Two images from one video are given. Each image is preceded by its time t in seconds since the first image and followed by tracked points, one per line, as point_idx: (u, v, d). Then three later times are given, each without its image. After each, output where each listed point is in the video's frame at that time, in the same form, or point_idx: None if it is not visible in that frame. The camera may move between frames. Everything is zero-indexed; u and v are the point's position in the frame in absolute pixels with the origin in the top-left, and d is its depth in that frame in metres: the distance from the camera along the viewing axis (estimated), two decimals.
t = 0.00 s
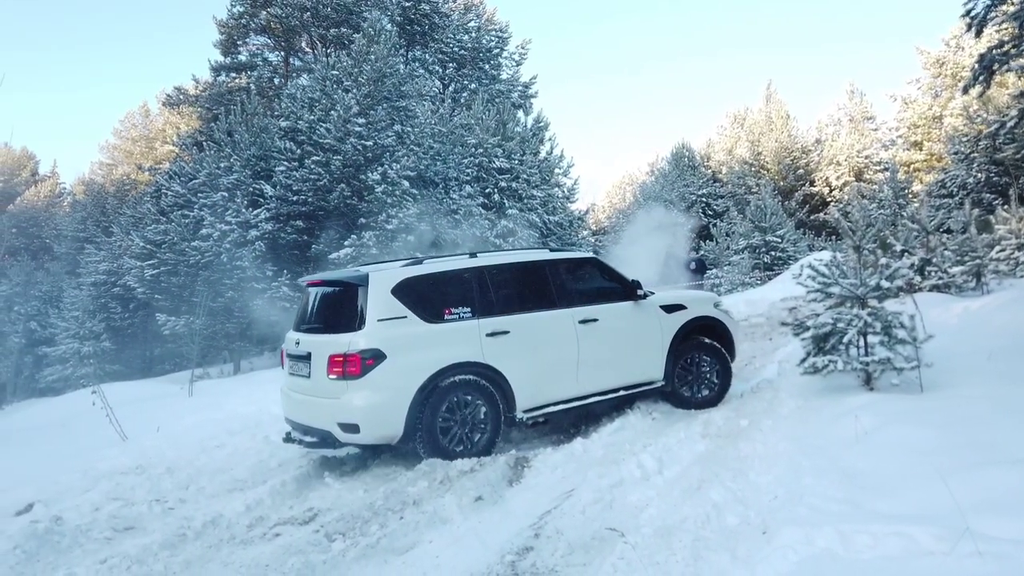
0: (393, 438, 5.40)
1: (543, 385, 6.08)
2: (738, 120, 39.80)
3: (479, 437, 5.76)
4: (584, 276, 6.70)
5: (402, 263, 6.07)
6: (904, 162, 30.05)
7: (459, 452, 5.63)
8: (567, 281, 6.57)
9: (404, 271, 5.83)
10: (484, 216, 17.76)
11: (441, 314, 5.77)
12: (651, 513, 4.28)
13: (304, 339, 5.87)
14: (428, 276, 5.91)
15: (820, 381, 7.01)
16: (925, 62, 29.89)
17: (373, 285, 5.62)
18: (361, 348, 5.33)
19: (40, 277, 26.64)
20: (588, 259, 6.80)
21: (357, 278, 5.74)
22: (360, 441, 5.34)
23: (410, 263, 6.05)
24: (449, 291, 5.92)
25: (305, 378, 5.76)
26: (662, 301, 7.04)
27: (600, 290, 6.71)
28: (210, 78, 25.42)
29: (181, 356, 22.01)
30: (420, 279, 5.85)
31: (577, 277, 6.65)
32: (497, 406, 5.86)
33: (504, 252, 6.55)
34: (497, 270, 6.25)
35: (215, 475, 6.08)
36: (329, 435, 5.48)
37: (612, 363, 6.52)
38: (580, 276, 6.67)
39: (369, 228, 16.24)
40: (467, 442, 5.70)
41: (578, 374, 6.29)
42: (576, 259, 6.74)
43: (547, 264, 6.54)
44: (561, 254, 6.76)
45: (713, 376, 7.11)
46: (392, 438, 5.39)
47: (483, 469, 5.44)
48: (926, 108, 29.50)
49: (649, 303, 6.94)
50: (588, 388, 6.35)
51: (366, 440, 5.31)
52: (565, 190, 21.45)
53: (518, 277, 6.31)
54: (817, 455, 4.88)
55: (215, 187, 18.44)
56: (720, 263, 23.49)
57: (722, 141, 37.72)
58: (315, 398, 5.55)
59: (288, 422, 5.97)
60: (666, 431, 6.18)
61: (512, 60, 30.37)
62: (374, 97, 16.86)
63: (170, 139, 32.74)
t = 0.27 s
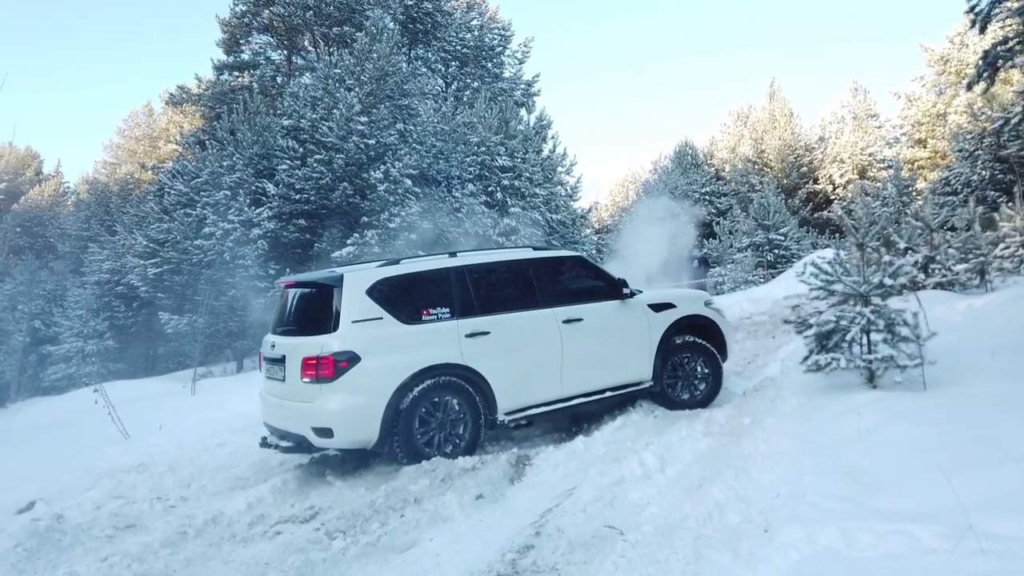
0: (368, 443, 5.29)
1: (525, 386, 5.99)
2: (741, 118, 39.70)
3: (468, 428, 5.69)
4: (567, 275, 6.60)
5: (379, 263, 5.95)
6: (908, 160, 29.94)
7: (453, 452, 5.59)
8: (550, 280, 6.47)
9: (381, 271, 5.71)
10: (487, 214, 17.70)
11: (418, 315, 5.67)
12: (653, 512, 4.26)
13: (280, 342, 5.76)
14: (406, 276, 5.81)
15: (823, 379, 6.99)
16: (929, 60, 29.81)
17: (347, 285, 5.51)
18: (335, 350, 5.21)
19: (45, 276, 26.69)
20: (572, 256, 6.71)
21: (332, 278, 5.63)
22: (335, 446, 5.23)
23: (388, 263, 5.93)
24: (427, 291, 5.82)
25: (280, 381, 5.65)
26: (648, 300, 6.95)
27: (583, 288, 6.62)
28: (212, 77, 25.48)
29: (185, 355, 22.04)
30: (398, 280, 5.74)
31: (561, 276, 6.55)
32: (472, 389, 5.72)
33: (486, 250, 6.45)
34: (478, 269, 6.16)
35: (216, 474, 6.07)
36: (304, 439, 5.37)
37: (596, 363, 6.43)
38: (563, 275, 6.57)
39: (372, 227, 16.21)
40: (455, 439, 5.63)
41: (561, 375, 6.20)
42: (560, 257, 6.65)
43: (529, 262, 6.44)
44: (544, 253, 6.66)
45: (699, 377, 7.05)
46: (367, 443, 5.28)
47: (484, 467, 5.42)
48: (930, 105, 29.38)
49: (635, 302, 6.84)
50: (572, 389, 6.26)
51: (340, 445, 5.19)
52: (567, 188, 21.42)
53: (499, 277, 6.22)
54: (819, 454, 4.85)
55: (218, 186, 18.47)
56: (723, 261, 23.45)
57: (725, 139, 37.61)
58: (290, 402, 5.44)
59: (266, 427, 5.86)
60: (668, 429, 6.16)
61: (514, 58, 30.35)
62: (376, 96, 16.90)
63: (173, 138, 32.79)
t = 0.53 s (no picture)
0: (342, 446, 5.19)
1: (505, 386, 5.89)
2: (743, 114, 39.62)
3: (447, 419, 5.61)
4: (547, 273, 6.51)
5: (352, 263, 5.86)
6: (910, 156, 29.87)
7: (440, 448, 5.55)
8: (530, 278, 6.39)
9: (354, 271, 5.61)
10: (489, 210, 17.66)
11: (393, 314, 5.57)
12: (654, 508, 4.25)
13: (251, 343, 5.65)
14: (381, 275, 5.71)
15: (824, 374, 6.97)
16: (931, 55, 29.75)
17: (318, 286, 5.41)
18: (305, 353, 5.12)
19: (47, 273, 26.70)
20: (552, 254, 6.61)
21: (303, 279, 5.52)
22: (307, 450, 5.14)
23: (361, 262, 5.84)
24: (403, 290, 5.73)
25: (252, 384, 5.56)
26: (630, 297, 6.86)
27: (564, 286, 6.53)
28: (214, 74, 25.48)
29: (186, 351, 22.06)
30: (371, 279, 5.64)
31: (540, 274, 6.46)
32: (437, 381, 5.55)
33: (464, 248, 6.35)
34: (455, 267, 6.06)
35: (217, 470, 6.07)
36: (276, 443, 5.28)
37: (578, 362, 6.34)
38: (543, 273, 6.48)
39: (373, 224, 16.18)
40: (436, 430, 5.57)
41: (542, 375, 6.11)
42: (540, 254, 6.56)
43: (507, 260, 6.35)
44: (523, 250, 6.57)
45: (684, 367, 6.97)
46: (340, 446, 5.18)
47: (484, 463, 5.41)
48: (932, 100, 29.31)
49: (617, 299, 6.76)
50: (554, 389, 6.17)
51: (312, 449, 5.10)
52: (569, 185, 21.39)
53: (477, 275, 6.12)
54: (821, 450, 4.84)
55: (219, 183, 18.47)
56: (724, 257, 23.40)
57: (727, 135, 37.53)
58: (262, 405, 5.35)
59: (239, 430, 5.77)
60: (669, 424, 6.16)
61: (516, 54, 30.29)
62: (377, 92, 16.93)
63: (174, 135, 32.78)
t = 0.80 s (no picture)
0: (308, 454, 5.10)
1: (480, 392, 5.75)
2: (745, 113, 39.60)
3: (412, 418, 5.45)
4: (526, 275, 6.36)
5: (323, 266, 5.76)
6: (912, 155, 29.84)
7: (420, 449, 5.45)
8: (509, 281, 6.24)
9: (324, 274, 5.51)
10: (490, 210, 17.64)
11: (363, 319, 5.45)
12: (656, 508, 4.26)
13: (218, 347, 5.55)
14: (352, 279, 5.60)
15: (827, 375, 6.96)
16: (933, 54, 29.74)
17: (285, 290, 5.31)
18: (270, 358, 5.02)
19: (49, 273, 26.71)
20: (533, 256, 6.47)
21: (271, 282, 5.42)
22: (273, 457, 5.05)
23: (331, 265, 5.74)
24: (374, 293, 5.60)
25: (218, 390, 5.46)
26: (614, 300, 6.69)
27: (544, 288, 6.38)
28: (215, 74, 25.49)
29: (188, 351, 22.06)
30: (340, 283, 5.53)
31: (519, 276, 6.31)
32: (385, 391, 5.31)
33: (443, 251, 6.22)
34: (430, 271, 5.93)
35: (218, 470, 6.07)
36: (242, 449, 5.19)
37: (557, 368, 6.18)
38: (522, 275, 6.33)
39: (374, 223, 16.17)
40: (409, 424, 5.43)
41: (520, 380, 5.96)
42: (520, 256, 6.41)
43: (485, 262, 6.22)
44: (502, 253, 6.44)
45: (664, 365, 6.84)
46: (307, 454, 5.08)
47: (486, 463, 5.42)
48: (934, 100, 29.27)
49: (600, 302, 6.60)
50: (532, 394, 6.01)
51: (277, 456, 5.02)
52: (570, 184, 21.38)
53: (453, 278, 5.99)
54: (824, 450, 4.83)
55: (221, 182, 18.50)
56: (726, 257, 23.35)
57: (729, 134, 37.51)
58: (228, 410, 5.25)
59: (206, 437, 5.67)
60: (671, 425, 6.16)
61: (517, 54, 30.27)
62: (378, 92, 16.97)
63: (176, 135, 32.81)
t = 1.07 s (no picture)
0: (274, 471, 4.87)
1: (456, 402, 5.51)
2: (747, 113, 39.61)
3: (372, 421, 5.16)
4: (505, 280, 6.12)
5: (293, 273, 5.50)
6: (915, 155, 29.84)
7: (398, 441, 5.24)
8: (487, 286, 6.00)
9: (292, 283, 5.25)
10: (493, 211, 17.62)
11: (332, 329, 5.20)
12: (661, 508, 4.26)
13: (184, 358, 5.32)
14: (321, 286, 5.34)
15: (831, 375, 6.97)
16: (936, 55, 29.72)
17: (250, 299, 5.06)
18: (234, 372, 4.78)
19: (52, 273, 26.77)
20: (512, 261, 6.23)
21: (236, 291, 5.17)
22: (238, 474, 4.82)
23: (301, 273, 5.49)
24: (344, 301, 5.34)
25: (184, 403, 5.23)
26: (596, 306, 6.46)
27: (523, 294, 6.14)
28: (218, 74, 25.54)
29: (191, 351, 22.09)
30: (308, 291, 5.26)
31: (497, 281, 6.06)
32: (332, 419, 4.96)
33: (418, 256, 5.96)
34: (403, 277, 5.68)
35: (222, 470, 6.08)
36: (206, 466, 4.96)
37: (537, 376, 5.94)
38: (500, 280, 6.08)
39: (377, 224, 16.16)
40: (366, 427, 5.14)
41: (498, 389, 5.72)
42: (499, 261, 6.17)
43: (461, 267, 5.97)
44: (480, 257, 6.20)
45: (645, 368, 6.61)
46: (274, 469, 4.86)
47: (491, 463, 5.42)
48: (937, 100, 29.25)
49: (582, 308, 6.36)
50: (511, 405, 5.78)
51: (242, 474, 4.79)
52: (573, 184, 21.37)
53: (427, 284, 5.74)
54: (829, 450, 4.84)
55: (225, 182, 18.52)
56: (728, 258, 23.34)
57: (731, 134, 37.52)
58: (193, 424, 5.02)
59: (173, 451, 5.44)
60: (675, 425, 6.16)
61: (520, 54, 30.27)
62: (381, 92, 16.98)
63: (179, 136, 32.84)
